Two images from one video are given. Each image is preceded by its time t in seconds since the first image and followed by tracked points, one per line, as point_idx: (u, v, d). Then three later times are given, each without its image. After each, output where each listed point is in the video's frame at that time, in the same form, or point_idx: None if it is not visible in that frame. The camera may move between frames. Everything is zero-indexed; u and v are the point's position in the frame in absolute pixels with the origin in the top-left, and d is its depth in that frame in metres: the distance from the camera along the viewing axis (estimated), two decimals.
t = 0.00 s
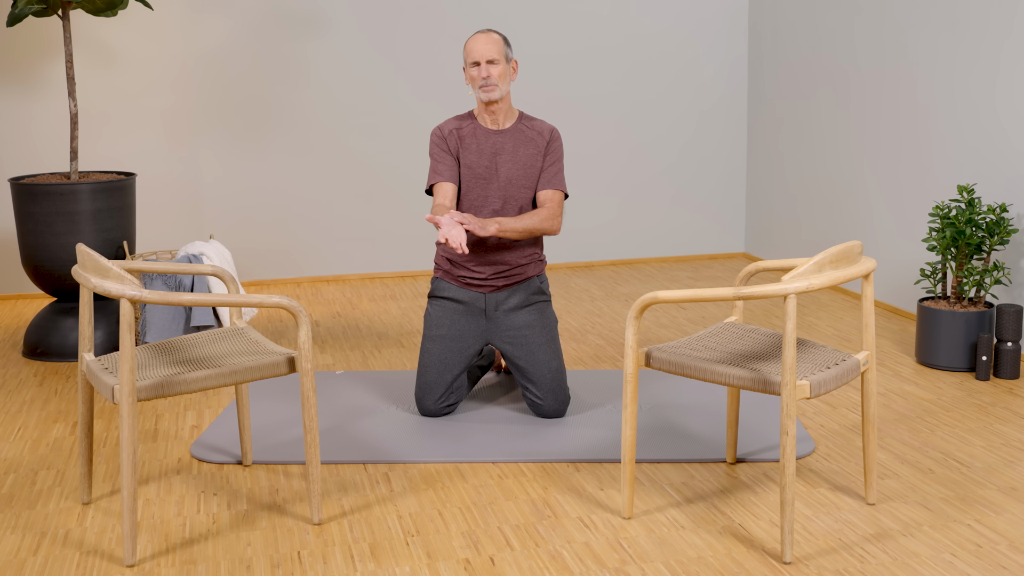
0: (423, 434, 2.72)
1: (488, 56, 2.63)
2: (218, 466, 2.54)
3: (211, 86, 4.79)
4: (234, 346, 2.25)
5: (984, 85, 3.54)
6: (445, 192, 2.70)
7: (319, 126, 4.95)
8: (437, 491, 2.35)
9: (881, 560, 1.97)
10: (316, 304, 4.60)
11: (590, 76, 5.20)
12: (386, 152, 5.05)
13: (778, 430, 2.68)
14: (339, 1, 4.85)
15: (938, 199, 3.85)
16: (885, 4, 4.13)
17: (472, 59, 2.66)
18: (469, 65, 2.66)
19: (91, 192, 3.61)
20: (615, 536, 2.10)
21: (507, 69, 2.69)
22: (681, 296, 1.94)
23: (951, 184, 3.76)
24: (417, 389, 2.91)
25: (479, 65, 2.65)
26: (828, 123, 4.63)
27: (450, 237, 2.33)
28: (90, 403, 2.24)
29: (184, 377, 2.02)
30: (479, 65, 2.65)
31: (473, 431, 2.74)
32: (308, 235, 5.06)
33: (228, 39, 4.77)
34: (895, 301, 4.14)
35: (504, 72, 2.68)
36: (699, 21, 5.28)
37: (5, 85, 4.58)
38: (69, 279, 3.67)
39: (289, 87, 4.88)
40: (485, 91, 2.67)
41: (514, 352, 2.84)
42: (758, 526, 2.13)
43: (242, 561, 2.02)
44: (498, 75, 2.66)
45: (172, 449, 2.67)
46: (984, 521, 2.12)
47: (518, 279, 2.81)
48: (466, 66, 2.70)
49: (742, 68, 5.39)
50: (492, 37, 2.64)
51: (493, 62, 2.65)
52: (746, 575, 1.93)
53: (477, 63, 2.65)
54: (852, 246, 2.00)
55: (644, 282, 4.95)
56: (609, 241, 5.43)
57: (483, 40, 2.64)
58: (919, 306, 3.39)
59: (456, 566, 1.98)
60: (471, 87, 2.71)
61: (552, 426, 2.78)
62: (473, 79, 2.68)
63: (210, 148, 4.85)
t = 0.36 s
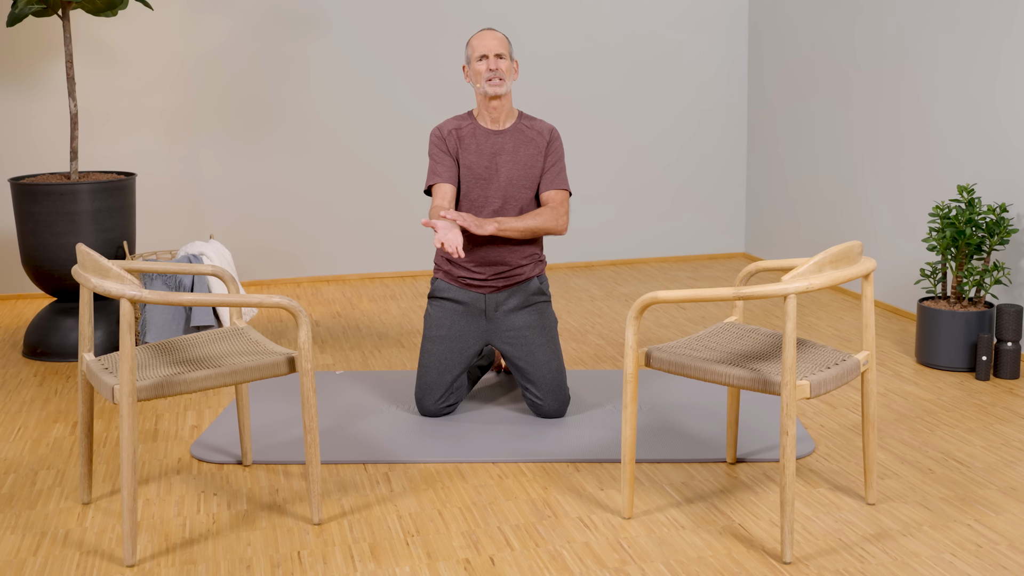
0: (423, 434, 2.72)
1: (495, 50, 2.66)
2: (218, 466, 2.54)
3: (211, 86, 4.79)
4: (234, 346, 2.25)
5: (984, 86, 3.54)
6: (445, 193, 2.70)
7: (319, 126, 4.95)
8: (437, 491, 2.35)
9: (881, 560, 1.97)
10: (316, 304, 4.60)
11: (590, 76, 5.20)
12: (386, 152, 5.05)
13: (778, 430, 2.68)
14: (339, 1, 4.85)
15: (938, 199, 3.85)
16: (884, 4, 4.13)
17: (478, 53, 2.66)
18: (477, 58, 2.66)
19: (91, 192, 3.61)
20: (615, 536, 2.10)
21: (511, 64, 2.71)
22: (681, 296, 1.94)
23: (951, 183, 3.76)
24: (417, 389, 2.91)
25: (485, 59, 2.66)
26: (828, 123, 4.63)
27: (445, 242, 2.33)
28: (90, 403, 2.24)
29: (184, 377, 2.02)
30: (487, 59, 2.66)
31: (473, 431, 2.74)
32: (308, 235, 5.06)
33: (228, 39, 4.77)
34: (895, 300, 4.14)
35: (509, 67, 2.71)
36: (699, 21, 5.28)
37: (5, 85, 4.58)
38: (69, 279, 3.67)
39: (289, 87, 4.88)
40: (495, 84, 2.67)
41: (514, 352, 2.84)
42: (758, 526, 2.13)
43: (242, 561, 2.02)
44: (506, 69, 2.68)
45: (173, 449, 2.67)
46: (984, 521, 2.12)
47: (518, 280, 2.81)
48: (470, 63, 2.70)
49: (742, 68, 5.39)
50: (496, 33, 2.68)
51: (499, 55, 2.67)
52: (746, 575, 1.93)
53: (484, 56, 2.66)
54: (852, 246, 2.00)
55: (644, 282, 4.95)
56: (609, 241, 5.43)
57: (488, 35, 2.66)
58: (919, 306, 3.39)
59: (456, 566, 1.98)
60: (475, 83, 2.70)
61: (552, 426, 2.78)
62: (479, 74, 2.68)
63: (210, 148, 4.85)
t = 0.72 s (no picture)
0: (424, 434, 2.72)
1: (502, 54, 2.65)
2: (218, 466, 2.54)
3: (211, 86, 4.79)
4: (234, 346, 2.25)
5: (984, 86, 3.54)
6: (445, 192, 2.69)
7: (319, 127, 4.95)
8: (437, 491, 2.35)
9: (881, 560, 1.97)
10: (316, 304, 4.60)
11: (590, 76, 5.20)
12: (387, 152, 5.05)
13: (778, 430, 2.68)
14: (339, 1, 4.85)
15: (938, 199, 3.85)
16: (884, 4, 4.13)
17: (484, 58, 2.65)
18: (484, 62, 2.65)
19: (91, 192, 3.61)
20: (615, 536, 2.10)
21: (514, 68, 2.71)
22: (680, 296, 1.94)
23: (951, 183, 3.76)
24: (417, 389, 2.91)
25: (492, 63, 2.65)
26: (828, 123, 4.63)
27: (448, 233, 2.34)
28: (90, 403, 2.24)
29: (184, 377, 2.02)
30: (494, 63, 2.65)
31: (473, 431, 2.74)
32: (308, 236, 5.06)
33: (228, 39, 4.76)
34: (895, 301, 4.14)
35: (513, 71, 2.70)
36: (699, 21, 5.28)
37: (5, 84, 4.58)
38: (69, 279, 3.67)
39: (289, 87, 4.88)
40: (502, 89, 2.66)
41: (514, 352, 2.84)
42: (757, 526, 2.13)
43: (242, 561, 2.02)
44: (512, 74, 2.68)
45: (173, 449, 2.67)
46: (984, 521, 2.12)
47: (518, 279, 2.81)
48: (474, 66, 2.68)
49: (742, 68, 5.39)
50: (501, 36, 2.67)
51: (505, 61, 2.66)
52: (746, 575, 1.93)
53: (492, 61, 2.65)
54: (852, 246, 2.00)
55: (644, 282, 4.95)
56: (609, 241, 5.43)
57: (494, 38, 2.65)
58: (919, 306, 3.39)
59: (456, 566, 1.98)
60: (480, 87, 2.68)
61: (552, 426, 2.78)
62: (485, 78, 2.66)
63: (210, 148, 4.85)
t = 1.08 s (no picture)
0: (424, 434, 2.72)
1: (508, 55, 2.65)
2: (218, 466, 2.54)
3: (211, 86, 4.79)
4: (234, 346, 2.25)
5: (984, 86, 3.54)
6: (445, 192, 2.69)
7: (319, 127, 4.95)
8: (437, 491, 2.35)
9: (881, 560, 1.97)
10: (316, 304, 4.60)
11: (590, 76, 5.20)
12: (387, 152, 5.05)
13: (778, 430, 2.68)
14: (339, 1, 4.85)
15: (938, 199, 3.85)
16: (884, 4, 4.13)
17: (491, 57, 2.64)
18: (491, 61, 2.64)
19: (91, 192, 3.61)
20: (614, 536, 2.10)
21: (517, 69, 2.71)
22: (680, 296, 1.94)
23: (951, 183, 3.76)
24: (417, 389, 2.91)
25: (499, 63, 2.64)
26: (828, 123, 4.63)
27: (448, 231, 2.33)
28: (90, 403, 2.24)
29: (184, 377, 2.02)
30: (500, 63, 2.64)
31: (473, 431, 2.74)
32: (308, 236, 5.06)
33: (228, 39, 4.76)
34: (895, 300, 4.14)
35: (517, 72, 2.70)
36: (699, 21, 5.28)
37: (5, 84, 4.58)
38: (69, 279, 3.67)
39: (289, 87, 4.88)
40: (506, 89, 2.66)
41: (514, 352, 2.84)
42: (757, 526, 2.13)
43: (242, 561, 2.02)
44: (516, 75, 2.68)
45: (172, 449, 2.67)
46: (984, 521, 2.12)
47: (518, 279, 2.81)
48: (479, 64, 2.66)
49: (742, 68, 5.39)
50: (507, 37, 2.67)
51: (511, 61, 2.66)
52: (746, 575, 1.93)
53: (498, 60, 2.64)
54: (852, 246, 2.00)
55: (644, 282, 4.95)
56: (609, 241, 5.43)
57: (501, 39, 2.65)
58: (919, 306, 3.39)
59: (456, 566, 1.98)
60: (485, 86, 2.67)
61: (552, 426, 2.78)
62: (490, 77, 2.65)
63: (210, 148, 4.85)
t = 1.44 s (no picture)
0: (424, 434, 2.72)
1: (511, 58, 2.64)
2: (218, 466, 2.54)
3: (211, 86, 4.79)
4: (234, 346, 2.25)
5: (984, 86, 3.54)
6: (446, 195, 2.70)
7: (319, 127, 4.95)
8: (437, 491, 2.35)
9: (881, 559, 1.97)
10: (317, 304, 4.60)
11: (590, 76, 5.20)
12: (387, 152, 5.05)
13: (778, 430, 2.68)
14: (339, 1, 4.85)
15: (938, 199, 3.85)
16: (884, 4, 4.14)
17: (494, 60, 2.63)
18: (494, 65, 2.64)
19: (91, 192, 3.61)
20: (614, 536, 2.10)
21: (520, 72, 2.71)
22: (681, 296, 1.94)
23: (952, 183, 3.76)
24: (417, 389, 2.91)
25: (501, 66, 2.64)
26: (828, 124, 4.63)
27: (453, 238, 2.36)
28: (90, 403, 2.24)
29: (184, 377, 2.02)
30: (503, 66, 2.64)
31: (473, 431, 2.74)
32: (307, 236, 5.06)
33: (228, 39, 4.77)
34: (895, 300, 4.14)
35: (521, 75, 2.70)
36: (699, 20, 5.28)
37: (5, 84, 4.58)
38: (69, 279, 3.67)
39: (289, 87, 4.88)
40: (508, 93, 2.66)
41: (514, 352, 2.84)
42: (757, 526, 2.13)
43: (242, 561, 2.02)
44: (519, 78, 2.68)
45: (173, 449, 2.67)
46: (984, 521, 2.12)
47: (518, 279, 2.81)
48: (482, 66, 2.66)
49: (742, 68, 5.39)
50: (511, 39, 2.66)
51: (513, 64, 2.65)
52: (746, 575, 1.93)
53: (500, 64, 2.64)
54: (852, 246, 2.01)
55: (644, 283, 4.95)
56: (609, 241, 5.43)
57: (504, 42, 2.64)
58: (919, 306, 3.39)
59: (456, 566, 1.98)
60: (486, 88, 2.68)
61: (552, 426, 2.78)
62: (493, 81, 2.65)
63: (210, 148, 4.85)
